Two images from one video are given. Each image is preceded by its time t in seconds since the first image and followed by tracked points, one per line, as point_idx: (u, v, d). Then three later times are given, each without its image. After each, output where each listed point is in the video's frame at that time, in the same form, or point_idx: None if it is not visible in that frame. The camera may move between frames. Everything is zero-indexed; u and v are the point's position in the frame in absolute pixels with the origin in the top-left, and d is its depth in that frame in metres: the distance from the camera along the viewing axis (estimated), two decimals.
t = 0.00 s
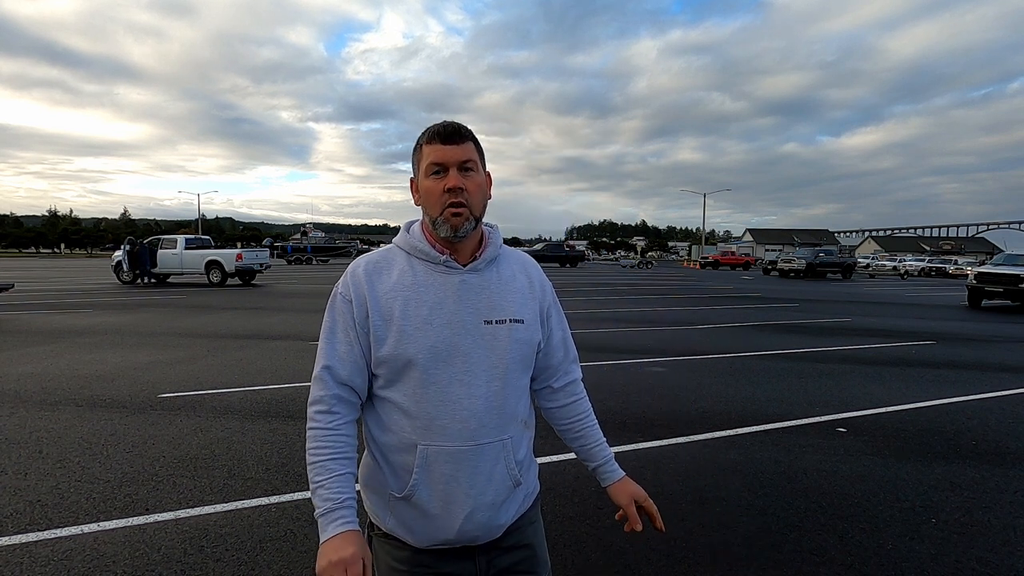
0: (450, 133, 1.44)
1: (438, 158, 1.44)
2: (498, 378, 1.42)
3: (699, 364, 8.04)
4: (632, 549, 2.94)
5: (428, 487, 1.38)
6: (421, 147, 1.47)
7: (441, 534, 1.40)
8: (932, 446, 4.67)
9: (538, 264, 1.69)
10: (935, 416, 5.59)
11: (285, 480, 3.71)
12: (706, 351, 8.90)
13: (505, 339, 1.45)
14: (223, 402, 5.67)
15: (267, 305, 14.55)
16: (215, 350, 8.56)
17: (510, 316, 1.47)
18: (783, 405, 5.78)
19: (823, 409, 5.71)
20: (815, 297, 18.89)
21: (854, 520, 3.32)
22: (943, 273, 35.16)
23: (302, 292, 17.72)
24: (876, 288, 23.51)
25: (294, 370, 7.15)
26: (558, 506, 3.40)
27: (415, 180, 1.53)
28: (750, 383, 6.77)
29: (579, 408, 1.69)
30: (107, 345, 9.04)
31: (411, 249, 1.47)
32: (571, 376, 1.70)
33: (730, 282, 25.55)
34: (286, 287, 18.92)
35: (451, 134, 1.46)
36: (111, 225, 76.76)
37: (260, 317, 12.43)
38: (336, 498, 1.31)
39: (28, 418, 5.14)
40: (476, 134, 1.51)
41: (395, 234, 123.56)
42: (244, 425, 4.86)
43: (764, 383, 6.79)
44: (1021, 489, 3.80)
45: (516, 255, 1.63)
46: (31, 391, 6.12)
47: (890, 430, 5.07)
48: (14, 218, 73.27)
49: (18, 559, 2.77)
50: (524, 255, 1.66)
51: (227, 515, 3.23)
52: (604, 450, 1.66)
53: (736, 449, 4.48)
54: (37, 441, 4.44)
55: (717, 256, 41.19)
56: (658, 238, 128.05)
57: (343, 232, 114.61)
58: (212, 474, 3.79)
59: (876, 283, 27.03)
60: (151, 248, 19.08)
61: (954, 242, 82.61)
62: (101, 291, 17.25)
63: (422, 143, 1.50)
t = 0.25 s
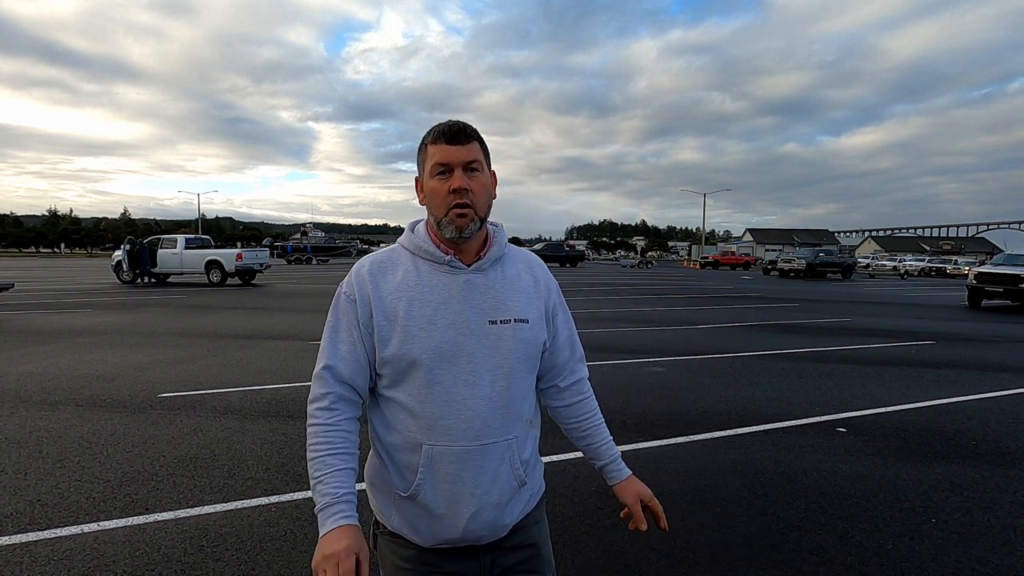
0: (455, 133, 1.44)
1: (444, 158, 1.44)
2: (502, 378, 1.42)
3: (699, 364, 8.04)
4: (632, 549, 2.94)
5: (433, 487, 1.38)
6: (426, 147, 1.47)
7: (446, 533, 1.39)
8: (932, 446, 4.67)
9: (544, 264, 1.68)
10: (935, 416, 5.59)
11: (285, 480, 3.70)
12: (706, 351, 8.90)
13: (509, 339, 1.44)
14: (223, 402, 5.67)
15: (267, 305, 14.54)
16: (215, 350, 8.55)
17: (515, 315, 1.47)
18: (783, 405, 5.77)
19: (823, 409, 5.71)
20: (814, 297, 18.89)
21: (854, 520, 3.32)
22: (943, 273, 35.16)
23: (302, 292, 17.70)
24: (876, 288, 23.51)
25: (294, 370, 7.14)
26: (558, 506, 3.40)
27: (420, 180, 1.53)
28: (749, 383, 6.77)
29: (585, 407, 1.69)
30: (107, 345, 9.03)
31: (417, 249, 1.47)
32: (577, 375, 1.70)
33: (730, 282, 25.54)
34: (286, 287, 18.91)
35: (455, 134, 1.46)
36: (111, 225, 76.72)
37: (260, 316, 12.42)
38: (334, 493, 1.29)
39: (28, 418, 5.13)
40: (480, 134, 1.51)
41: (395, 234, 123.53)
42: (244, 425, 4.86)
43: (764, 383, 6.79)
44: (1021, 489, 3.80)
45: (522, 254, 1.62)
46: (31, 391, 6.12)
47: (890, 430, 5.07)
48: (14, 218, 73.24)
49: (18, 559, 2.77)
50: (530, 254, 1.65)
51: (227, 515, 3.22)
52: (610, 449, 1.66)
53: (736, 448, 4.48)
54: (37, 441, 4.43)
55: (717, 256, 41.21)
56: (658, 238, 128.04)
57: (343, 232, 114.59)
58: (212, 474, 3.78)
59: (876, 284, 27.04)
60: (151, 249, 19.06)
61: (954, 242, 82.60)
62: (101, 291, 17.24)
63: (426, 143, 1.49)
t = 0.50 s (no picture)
0: (465, 131, 1.43)
1: (453, 156, 1.43)
2: (510, 377, 1.40)
3: (699, 364, 8.03)
4: (633, 549, 2.93)
5: (440, 486, 1.37)
6: (436, 145, 1.46)
7: (452, 533, 1.38)
8: (932, 446, 4.66)
9: (554, 264, 1.66)
10: (935, 416, 5.58)
11: (285, 480, 3.69)
12: (706, 351, 8.89)
13: (517, 338, 1.42)
14: (223, 402, 5.66)
15: (267, 305, 14.52)
16: (214, 350, 8.54)
17: (523, 314, 1.45)
18: (783, 405, 5.76)
19: (823, 409, 5.69)
20: (814, 297, 18.86)
21: (853, 520, 3.31)
22: (943, 273, 35.15)
23: (302, 292, 17.69)
24: (876, 288, 23.51)
25: (294, 370, 7.13)
26: (558, 506, 3.38)
27: (429, 179, 1.52)
28: (749, 383, 6.76)
29: (595, 409, 1.65)
30: (106, 345, 9.02)
31: (424, 247, 1.46)
32: (587, 376, 1.66)
33: (730, 282, 25.52)
34: (286, 287, 18.90)
35: (466, 132, 1.45)
36: (111, 225, 76.71)
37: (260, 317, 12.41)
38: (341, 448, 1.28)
39: (27, 418, 5.13)
40: (491, 133, 1.50)
41: (395, 234, 123.52)
42: (244, 425, 4.85)
43: (763, 383, 6.78)
44: (1022, 489, 3.79)
45: (531, 254, 1.61)
46: (31, 391, 6.11)
47: (890, 430, 5.06)
48: (14, 218, 73.24)
49: (18, 559, 2.76)
50: (539, 253, 1.64)
51: (227, 515, 3.21)
52: (619, 451, 1.60)
53: (736, 448, 4.47)
54: (37, 441, 4.42)
55: (717, 256, 41.21)
56: (658, 238, 128.03)
57: (343, 232, 114.60)
58: (212, 474, 3.77)
59: (875, 284, 27.02)
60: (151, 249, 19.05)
61: (954, 242, 82.58)
62: (101, 291, 17.23)
63: (436, 141, 1.48)
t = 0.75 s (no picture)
0: (484, 129, 1.43)
1: (472, 154, 1.43)
2: (527, 376, 1.39)
3: (699, 364, 8.02)
4: (633, 549, 2.92)
5: (456, 486, 1.36)
6: (454, 142, 1.46)
7: (470, 534, 1.37)
8: (932, 446, 4.65)
9: (569, 263, 1.66)
10: (935, 416, 5.57)
11: (285, 480, 3.69)
12: (706, 351, 8.88)
13: (534, 337, 1.41)
14: (223, 402, 5.65)
15: (267, 305, 14.52)
16: (214, 350, 8.53)
17: (540, 313, 1.44)
18: (783, 405, 5.76)
19: (823, 409, 5.69)
20: (814, 297, 18.85)
21: (853, 520, 3.30)
22: (943, 274, 35.14)
23: (302, 292, 17.69)
24: (876, 288, 23.50)
25: (294, 370, 7.13)
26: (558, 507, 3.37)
27: (446, 176, 1.52)
28: (749, 383, 6.75)
29: (610, 409, 1.64)
30: (107, 345, 9.01)
31: (441, 246, 1.47)
32: (602, 376, 1.65)
33: (730, 282, 25.52)
34: (286, 287, 18.90)
35: (484, 129, 1.45)
36: (111, 225, 76.73)
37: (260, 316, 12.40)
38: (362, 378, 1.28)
39: (27, 417, 5.12)
40: (508, 131, 1.50)
41: (395, 234, 123.51)
42: (244, 425, 4.84)
43: (764, 383, 6.78)
44: (1022, 489, 3.79)
45: (546, 253, 1.60)
46: (31, 391, 6.10)
47: (890, 430, 5.05)
48: (14, 218, 73.25)
49: (18, 559, 2.75)
50: (554, 252, 1.63)
51: (227, 515, 3.21)
52: (637, 452, 1.59)
53: (736, 448, 4.46)
54: (37, 441, 4.41)
55: (717, 256, 41.21)
56: (658, 238, 128.04)
57: (343, 232, 114.63)
58: (212, 474, 3.77)
59: (875, 284, 27.01)
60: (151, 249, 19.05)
61: (954, 242, 82.57)
62: (101, 291, 17.24)
63: (455, 138, 1.48)
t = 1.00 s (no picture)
0: (512, 129, 1.45)
1: (499, 154, 1.44)
2: (551, 376, 1.39)
3: (700, 364, 8.03)
4: (633, 549, 2.92)
5: (480, 488, 1.36)
6: (481, 142, 1.48)
7: (494, 538, 1.37)
8: (932, 446, 4.66)
9: (591, 266, 1.67)
10: (935, 416, 5.57)
11: (285, 480, 3.69)
12: (706, 351, 8.89)
13: (558, 336, 1.42)
14: (223, 402, 5.66)
15: (267, 305, 14.53)
16: (215, 350, 8.54)
17: (563, 312, 1.45)
18: (783, 405, 5.76)
19: (823, 409, 5.69)
20: (814, 297, 18.86)
21: (853, 520, 3.31)
22: (943, 274, 35.13)
23: (302, 292, 17.70)
24: (876, 288, 23.50)
25: (294, 370, 7.13)
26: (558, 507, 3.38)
27: (472, 175, 1.53)
28: (749, 383, 6.76)
29: (635, 414, 1.64)
30: (107, 345, 9.02)
31: (465, 245, 1.48)
32: (627, 381, 1.66)
33: (730, 283, 25.53)
34: (286, 287, 18.90)
35: (512, 130, 1.47)
36: (111, 225, 76.75)
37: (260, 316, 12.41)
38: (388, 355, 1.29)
39: (28, 418, 5.13)
40: (535, 133, 1.52)
41: (396, 233, 123.51)
42: (244, 425, 4.85)
43: (764, 383, 6.78)
44: (1021, 489, 3.79)
45: (567, 255, 1.62)
46: (31, 391, 6.11)
47: (890, 430, 5.06)
48: (14, 218, 73.27)
49: (18, 559, 2.76)
50: (576, 255, 1.65)
51: (227, 515, 3.21)
52: (662, 458, 1.60)
53: (736, 449, 4.46)
54: (38, 441, 4.42)
55: (717, 256, 41.22)
56: (658, 238, 128.04)
57: (344, 232, 114.64)
58: (212, 474, 3.77)
59: (876, 283, 27.01)
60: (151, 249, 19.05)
61: (954, 242, 82.56)
62: (101, 290, 17.25)
63: (482, 138, 1.50)
